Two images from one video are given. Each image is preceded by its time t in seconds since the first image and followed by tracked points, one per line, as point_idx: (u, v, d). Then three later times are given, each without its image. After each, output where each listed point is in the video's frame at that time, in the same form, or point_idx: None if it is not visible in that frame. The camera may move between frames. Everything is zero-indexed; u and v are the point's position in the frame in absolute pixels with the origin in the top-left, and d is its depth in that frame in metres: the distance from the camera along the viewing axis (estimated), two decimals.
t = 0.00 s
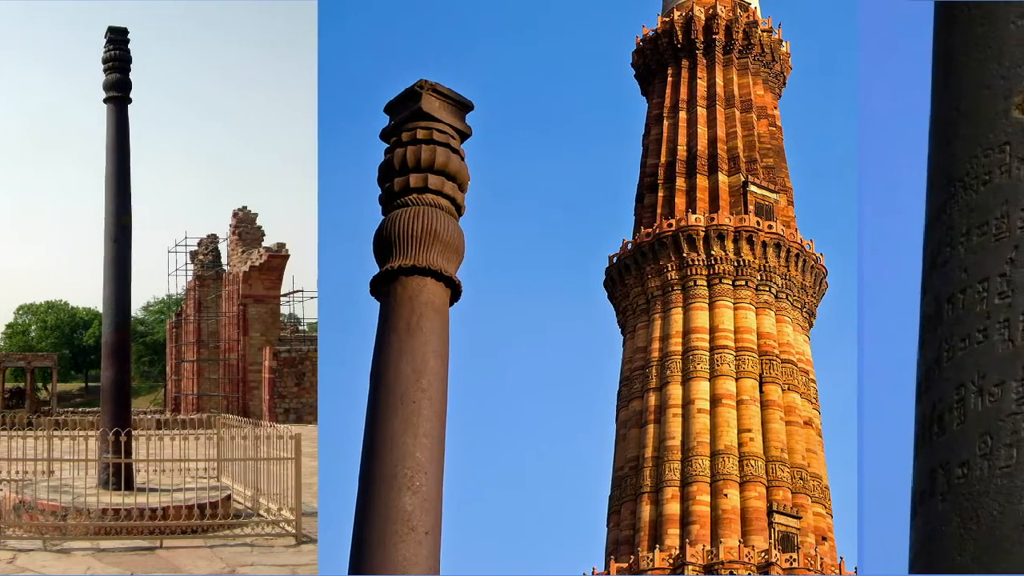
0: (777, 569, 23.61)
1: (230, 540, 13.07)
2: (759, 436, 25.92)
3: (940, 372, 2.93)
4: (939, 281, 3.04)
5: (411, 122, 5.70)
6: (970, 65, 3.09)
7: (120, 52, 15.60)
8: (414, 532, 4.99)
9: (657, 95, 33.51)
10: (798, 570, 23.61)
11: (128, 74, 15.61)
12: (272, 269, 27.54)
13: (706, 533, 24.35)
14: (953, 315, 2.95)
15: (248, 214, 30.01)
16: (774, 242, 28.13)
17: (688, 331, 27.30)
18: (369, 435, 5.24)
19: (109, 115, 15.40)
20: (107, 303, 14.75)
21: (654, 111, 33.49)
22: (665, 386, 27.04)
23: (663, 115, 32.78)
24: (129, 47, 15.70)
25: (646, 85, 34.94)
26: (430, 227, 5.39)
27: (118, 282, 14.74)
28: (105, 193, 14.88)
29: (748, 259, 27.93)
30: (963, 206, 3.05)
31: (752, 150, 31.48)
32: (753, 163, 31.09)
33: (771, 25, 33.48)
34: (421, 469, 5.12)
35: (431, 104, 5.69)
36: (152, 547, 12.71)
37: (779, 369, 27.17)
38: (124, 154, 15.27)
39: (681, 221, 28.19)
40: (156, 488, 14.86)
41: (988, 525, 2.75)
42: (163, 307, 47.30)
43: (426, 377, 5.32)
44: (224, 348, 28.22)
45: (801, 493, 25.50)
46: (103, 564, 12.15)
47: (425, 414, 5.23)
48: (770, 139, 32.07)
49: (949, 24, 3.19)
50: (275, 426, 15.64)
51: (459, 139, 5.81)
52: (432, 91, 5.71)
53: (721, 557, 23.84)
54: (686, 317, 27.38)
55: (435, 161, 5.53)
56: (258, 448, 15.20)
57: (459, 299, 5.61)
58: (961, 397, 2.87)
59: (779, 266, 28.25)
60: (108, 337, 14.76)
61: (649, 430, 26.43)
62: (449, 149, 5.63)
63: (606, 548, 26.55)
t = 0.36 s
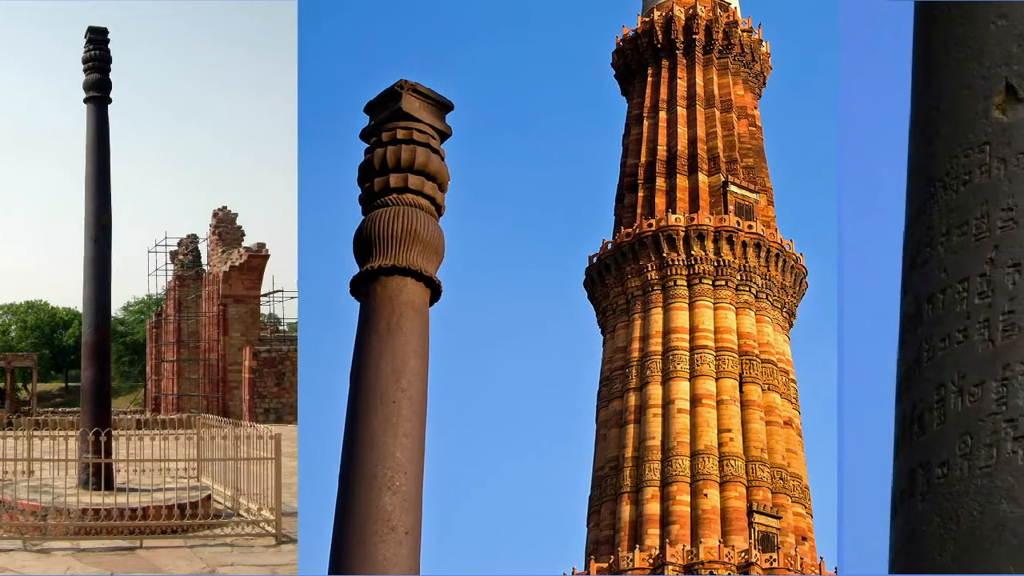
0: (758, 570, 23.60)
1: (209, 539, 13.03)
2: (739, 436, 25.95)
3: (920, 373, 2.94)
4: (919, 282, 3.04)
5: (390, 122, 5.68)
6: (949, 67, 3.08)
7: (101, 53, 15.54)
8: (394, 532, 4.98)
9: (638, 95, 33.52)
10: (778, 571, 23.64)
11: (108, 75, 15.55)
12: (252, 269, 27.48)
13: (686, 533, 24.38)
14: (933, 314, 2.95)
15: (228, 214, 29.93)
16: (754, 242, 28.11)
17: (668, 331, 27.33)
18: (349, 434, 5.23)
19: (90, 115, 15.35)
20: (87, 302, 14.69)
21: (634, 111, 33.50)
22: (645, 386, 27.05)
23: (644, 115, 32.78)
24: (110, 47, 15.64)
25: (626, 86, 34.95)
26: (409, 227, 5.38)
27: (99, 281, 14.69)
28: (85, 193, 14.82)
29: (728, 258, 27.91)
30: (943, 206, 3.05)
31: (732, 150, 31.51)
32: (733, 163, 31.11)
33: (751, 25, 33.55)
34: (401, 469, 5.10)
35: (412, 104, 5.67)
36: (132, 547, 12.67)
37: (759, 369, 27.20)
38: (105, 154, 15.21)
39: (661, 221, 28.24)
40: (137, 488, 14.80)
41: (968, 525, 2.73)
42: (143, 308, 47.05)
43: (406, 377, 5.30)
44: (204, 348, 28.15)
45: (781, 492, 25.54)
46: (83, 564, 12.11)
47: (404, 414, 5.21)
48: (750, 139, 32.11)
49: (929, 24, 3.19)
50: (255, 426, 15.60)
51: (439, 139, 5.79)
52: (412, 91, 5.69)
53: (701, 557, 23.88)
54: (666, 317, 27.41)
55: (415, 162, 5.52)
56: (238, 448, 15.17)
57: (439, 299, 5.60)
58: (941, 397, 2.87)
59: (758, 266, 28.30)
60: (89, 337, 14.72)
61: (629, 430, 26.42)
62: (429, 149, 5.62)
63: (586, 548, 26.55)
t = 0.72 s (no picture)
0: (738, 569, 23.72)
1: (189, 540, 12.99)
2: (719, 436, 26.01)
3: (900, 373, 2.93)
4: (899, 282, 3.03)
5: (371, 122, 5.66)
6: (929, 67, 3.08)
7: (81, 53, 15.45)
8: (374, 532, 4.96)
9: (618, 95, 33.52)
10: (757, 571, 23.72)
11: (88, 74, 15.47)
12: (232, 269, 27.42)
13: (665, 533, 24.41)
14: (913, 314, 2.94)
15: (208, 214, 29.83)
16: (734, 242, 28.34)
17: (648, 332, 27.36)
18: (328, 434, 5.21)
19: (69, 115, 15.28)
20: (67, 302, 14.62)
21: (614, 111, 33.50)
22: (625, 386, 27.06)
23: (624, 115, 32.78)
24: (90, 47, 15.56)
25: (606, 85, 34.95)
26: (389, 226, 5.37)
27: (78, 281, 14.62)
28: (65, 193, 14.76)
29: (708, 259, 28.04)
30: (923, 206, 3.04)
31: (712, 150, 31.53)
32: (713, 163, 31.13)
33: (731, 25, 33.58)
34: (381, 469, 5.08)
35: (392, 104, 5.66)
36: (112, 547, 12.63)
37: (739, 369, 27.26)
38: (85, 154, 15.14)
39: (641, 220, 28.39)
40: (117, 488, 14.75)
41: (948, 525, 2.72)
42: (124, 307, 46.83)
43: (386, 377, 5.29)
44: (184, 348, 28.07)
45: (762, 493, 25.63)
46: (63, 564, 12.08)
47: (384, 414, 5.19)
48: (730, 139, 32.14)
49: (908, 25, 3.19)
50: (235, 426, 15.55)
51: (419, 139, 5.78)
52: (392, 91, 5.66)
53: (681, 557, 23.79)
54: (646, 317, 27.45)
55: (395, 162, 5.50)
56: (218, 448, 15.13)
57: (418, 299, 5.58)
58: (921, 397, 2.86)
59: (739, 266, 28.36)
60: (69, 337, 14.65)
61: (609, 430, 26.43)
62: (409, 149, 5.60)
63: (566, 548, 26.57)
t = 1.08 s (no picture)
0: (718, 569, 23.80)
1: (169, 539, 12.94)
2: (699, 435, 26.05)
3: (880, 372, 2.92)
4: (879, 282, 3.03)
5: (350, 122, 5.64)
6: (909, 68, 3.08)
7: (61, 52, 15.38)
8: (354, 532, 4.94)
9: (598, 95, 33.50)
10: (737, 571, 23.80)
11: (68, 73, 15.40)
12: (212, 269, 27.35)
13: (645, 533, 24.44)
14: (893, 314, 2.94)
15: (188, 214, 29.73)
16: (714, 242, 28.34)
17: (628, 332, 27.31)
18: (306, 434, 5.19)
19: (49, 115, 15.22)
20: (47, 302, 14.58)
21: (594, 111, 33.50)
22: (604, 386, 27.07)
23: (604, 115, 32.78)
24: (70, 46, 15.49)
25: (586, 86, 34.96)
26: (369, 226, 5.35)
27: (58, 281, 14.57)
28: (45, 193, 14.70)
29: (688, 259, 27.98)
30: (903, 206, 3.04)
31: (692, 150, 31.55)
32: (693, 163, 31.15)
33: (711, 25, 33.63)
34: (361, 469, 5.07)
35: (372, 104, 5.64)
36: (91, 547, 12.59)
37: (719, 369, 27.30)
38: (65, 154, 15.09)
39: (621, 220, 28.39)
40: (96, 488, 14.70)
41: (928, 525, 2.72)
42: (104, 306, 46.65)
43: (366, 377, 5.27)
44: (164, 347, 27.98)
45: (742, 493, 25.67)
46: (42, 564, 12.04)
47: (364, 414, 5.18)
48: (710, 139, 32.18)
49: (889, 24, 3.19)
50: (215, 426, 15.51)
51: (399, 139, 5.76)
52: (372, 91, 5.65)
53: (661, 557, 24.05)
54: (626, 317, 27.46)
55: (374, 161, 5.48)
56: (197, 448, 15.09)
57: (399, 299, 5.56)
58: (901, 397, 2.85)
59: (718, 266, 28.42)
60: (49, 337, 14.62)
61: (589, 430, 26.43)
62: (389, 148, 5.58)
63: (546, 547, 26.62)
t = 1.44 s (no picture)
0: (697, 570, 23.79)
1: (149, 540, 12.89)
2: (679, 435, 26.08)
3: (860, 373, 2.92)
4: (859, 281, 3.03)
5: (331, 122, 5.62)
6: (889, 68, 3.08)
7: (42, 53, 15.30)
8: (334, 532, 4.93)
9: (577, 95, 33.49)
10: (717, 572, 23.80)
11: (49, 74, 15.32)
12: (193, 269, 27.27)
13: (625, 533, 24.48)
14: (873, 314, 2.94)
15: (168, 214, 29.60)
16: (694, 242, 28.42)
17: (608, 331, 27.38)
18: (286, 434, 5.17)
19: (30, 115, 15.15)
20: (27, 303, 14.50)
21: (574, 111, 33.49)
22: (584, 386, 27.07)
23: (583, 115, 32.76)
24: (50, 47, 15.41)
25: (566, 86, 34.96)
26: (349, 226, 5.33)
27: (39, 281, 14.50)
28: (26, 194, 14.64)
29: (668, 258, 28.11)
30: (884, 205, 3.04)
31: (672, 150, 31.57)
32: (672, 163, 31.17)
33: (691, 26, 33.66)
34: (340, 469, 5.05)
35: (352, 104, 5.63)
36: (71, 547, 12.55)
37: (699, 369, 27.32)
38: (45, 154, 15.01)
39: (601, 221, 28.40)
40: (77, 488, 14.65)
41: (910, 527, 2.70)
42: (84, 307, 46.40)
43: (346, 377, 5.25)
44: (143, 348, 27.86)
45: (722, 493, 25.74)
46: (22, 564, 12.02)
47: (344, 414, 5.16)
48: (690, 139, 32.22)
49: (869, 24, 3.20)
50: (195, 426, 15.46)
51: (379, 139, 5.75)
52: (352, 91, 5.64)
53: (642, 557, 23.93)
54: (605, 317, 27.49)
55: (355, 161, 5.47)
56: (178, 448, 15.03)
57: (379, 299, 5.54)
58: (880, 397, 2.85)
59: (698, 266, 28.48)
60: (30, 337, 14.55)
61: (569, 429, 26.42)
62: (369, 149, 5.57)
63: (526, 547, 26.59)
